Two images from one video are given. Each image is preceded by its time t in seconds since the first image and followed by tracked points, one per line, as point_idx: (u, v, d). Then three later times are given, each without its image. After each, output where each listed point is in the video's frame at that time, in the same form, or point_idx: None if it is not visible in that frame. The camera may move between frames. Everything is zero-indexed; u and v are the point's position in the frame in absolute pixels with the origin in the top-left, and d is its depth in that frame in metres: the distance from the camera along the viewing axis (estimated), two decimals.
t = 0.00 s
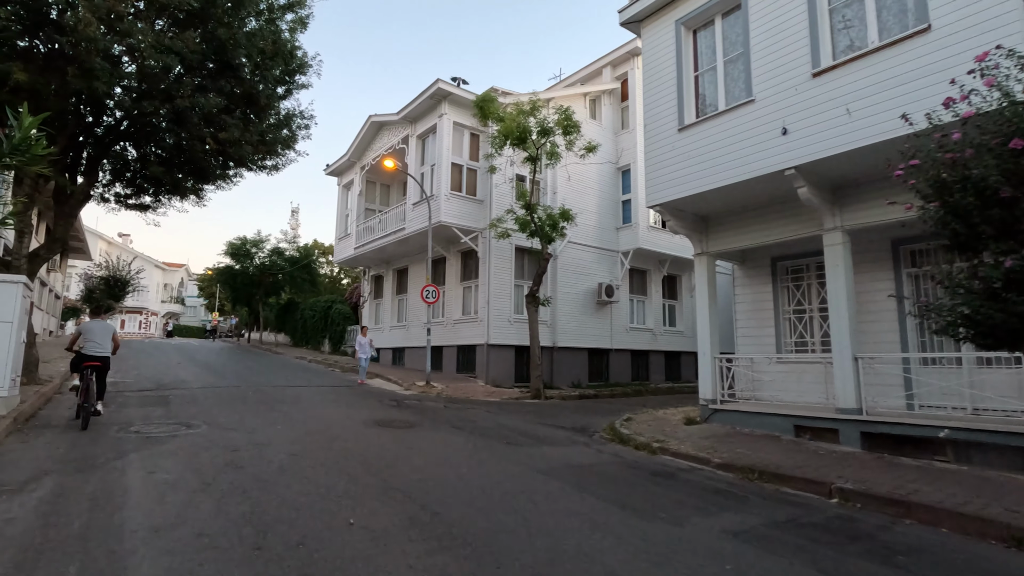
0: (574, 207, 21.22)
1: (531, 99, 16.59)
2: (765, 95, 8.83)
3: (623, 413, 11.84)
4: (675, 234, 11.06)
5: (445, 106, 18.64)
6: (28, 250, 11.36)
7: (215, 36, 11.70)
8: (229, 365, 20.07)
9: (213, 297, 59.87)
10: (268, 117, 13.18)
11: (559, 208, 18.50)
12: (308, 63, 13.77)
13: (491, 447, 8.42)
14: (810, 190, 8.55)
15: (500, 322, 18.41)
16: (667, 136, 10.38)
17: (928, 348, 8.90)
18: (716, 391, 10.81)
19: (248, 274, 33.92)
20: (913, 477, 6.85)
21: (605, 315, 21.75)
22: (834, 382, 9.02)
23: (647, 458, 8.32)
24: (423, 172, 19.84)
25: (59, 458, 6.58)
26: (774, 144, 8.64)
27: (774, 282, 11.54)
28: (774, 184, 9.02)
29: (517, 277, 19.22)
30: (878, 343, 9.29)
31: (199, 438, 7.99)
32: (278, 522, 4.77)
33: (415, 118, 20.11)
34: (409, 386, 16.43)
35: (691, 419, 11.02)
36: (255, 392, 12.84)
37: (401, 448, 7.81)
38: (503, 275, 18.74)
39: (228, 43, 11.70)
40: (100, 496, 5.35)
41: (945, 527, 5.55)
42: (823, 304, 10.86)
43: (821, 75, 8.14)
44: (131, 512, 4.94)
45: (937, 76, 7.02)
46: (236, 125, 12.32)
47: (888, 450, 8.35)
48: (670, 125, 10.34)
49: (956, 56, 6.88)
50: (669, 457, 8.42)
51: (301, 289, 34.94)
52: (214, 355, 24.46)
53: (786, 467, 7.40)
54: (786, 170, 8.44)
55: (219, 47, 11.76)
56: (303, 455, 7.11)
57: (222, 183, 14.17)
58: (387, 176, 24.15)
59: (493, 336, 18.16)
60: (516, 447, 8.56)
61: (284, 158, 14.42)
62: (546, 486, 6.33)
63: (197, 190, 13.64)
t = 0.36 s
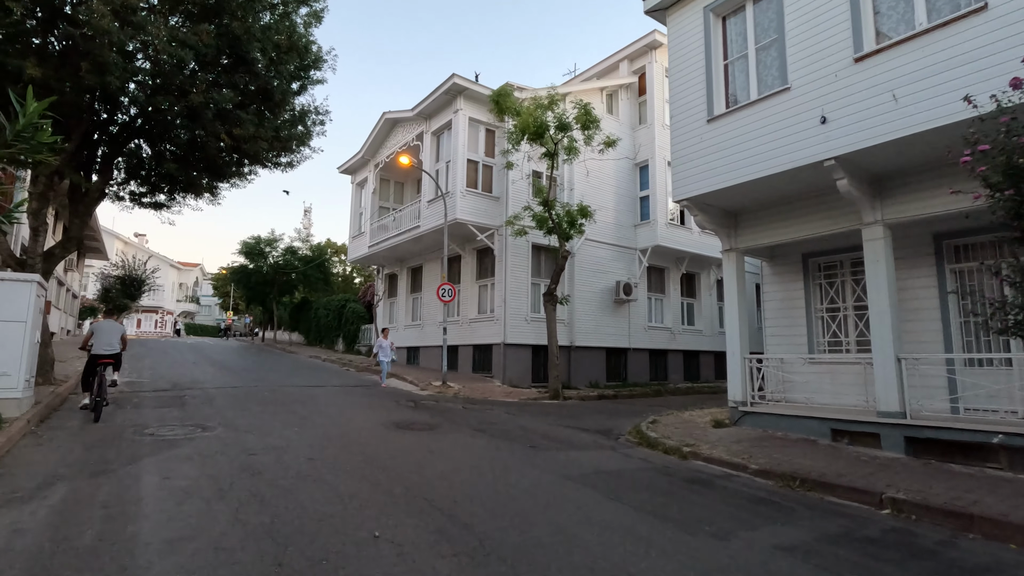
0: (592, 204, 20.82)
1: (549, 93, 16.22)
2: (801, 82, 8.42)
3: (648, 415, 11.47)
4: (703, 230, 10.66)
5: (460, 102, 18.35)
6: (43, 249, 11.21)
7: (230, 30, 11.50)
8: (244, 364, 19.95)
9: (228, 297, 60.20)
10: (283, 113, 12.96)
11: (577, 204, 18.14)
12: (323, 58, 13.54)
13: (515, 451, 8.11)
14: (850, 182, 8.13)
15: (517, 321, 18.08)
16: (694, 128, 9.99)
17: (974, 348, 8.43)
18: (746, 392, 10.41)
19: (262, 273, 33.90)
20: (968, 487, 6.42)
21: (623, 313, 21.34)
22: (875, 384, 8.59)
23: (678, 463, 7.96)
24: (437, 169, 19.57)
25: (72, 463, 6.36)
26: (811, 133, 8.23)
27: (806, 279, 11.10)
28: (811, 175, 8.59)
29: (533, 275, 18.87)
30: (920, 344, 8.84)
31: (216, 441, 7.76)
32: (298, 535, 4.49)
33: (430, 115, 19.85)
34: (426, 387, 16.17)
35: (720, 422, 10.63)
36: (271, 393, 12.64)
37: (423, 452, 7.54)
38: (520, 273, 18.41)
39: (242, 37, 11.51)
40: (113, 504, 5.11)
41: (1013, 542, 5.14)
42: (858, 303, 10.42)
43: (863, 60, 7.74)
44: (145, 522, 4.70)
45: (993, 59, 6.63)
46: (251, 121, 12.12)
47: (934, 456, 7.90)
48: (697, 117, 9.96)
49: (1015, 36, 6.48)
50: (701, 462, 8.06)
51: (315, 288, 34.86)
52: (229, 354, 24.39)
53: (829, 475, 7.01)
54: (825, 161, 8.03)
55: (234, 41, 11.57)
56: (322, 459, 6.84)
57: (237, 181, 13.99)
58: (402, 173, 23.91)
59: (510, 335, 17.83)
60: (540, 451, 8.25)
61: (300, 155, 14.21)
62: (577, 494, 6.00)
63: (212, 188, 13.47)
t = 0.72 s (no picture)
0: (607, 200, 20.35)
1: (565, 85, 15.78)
2: (837, 66, 7.95)
3: (670, 418, 11.02)
4: (728, 224, 10.18)
5: (472, 96, 17.97)
6: (50, 247, 10.96)
7: (237, 21, 11.21)
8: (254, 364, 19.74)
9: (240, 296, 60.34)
10: (292, 107, 12.66)
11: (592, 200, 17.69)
12: (333, 50, 13.21)
13: (535, 457, 7.72)
14: (889, 172, 7.64)
15: (531, 320, 17.68)
16: (720, 118, 9.53)
17: None
18: (775, 394, 9.92)
19: (274, 272, 33.77)
20: None
21: (639, 312, 20.86)
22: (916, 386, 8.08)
23: (707, 470, 7.52)
24: (449, 165, 19.20)
25: (73, 469, 6.07)
26: (849, 120, 7.75)
27: (836, 276, 10.58)
28: (848, 164, 8.10)
29: (547, 273, 18.45)
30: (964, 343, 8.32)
31: (223, 445, 7.45)
32: (307, 552, 4.12)
33: (441, 110, 19.49)
34: (438, 387, 15.82)
35: (746, 425, 10.16)
36: (281, 393, 12.35)
37: (438, 458, 7.16)
38: (534, 270, 18.01)
39: (251, 28, 11.22)
40: (111, 515, 4.79)
41: None
42: (893, 301, 9.88)
43: (907, 40, 7.27)
44: (143, 537, 4.36)
45: None
46: (260, 115, 11.81)
47: (983, 464, 7.39)
48: (723, 106, 9.50)
49: None
50: (732, 469, 7.60)
51: (326, 287, 34.68)
52: (240, 353, 24.22)
53: (873, 484, 6.53)
54: (863, 150, 7.55)
55: (242, 32, 11.28)
56: (334, 467, 6.49)
57: (246, 177, 13.71)
58: (412, 170, 23.57)
59: (523, 334, 17.43)
60: (561, 457, 7.86)
61: (310, 151, 13.92)
62: (605, 505, 5.59)
63: (220, 185, 13.21)
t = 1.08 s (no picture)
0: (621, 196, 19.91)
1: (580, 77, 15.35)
2: (874, 50, 7.52)
3: (692, 422, 10.60)
4: (754, 219, 9.74)
5: (483, 90, 17.58)
6: (54, 245, 10.71)
7: (243, 12, 10.91)
8: (263, 363, 19.51)
9: (251, 296, 60.58)
10: (300, 102, 12.36)
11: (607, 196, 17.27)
12: (341, 42, 12.89)
13: (554, 464, 7.33)
14: (932, 161, 7.18)
15: (544, 319, 17.29)
16: (745, 107, 9.09)
17: None
18: (803, 396, 9.48)
19: (283, 271, 33.61)
20: None
21: (654, 310, 20.41)
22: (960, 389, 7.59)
23: (737, 479, 7.11)
24: (460, 162, 18.84)
25: (70, 477, 5.76)
26: (888, 105, 7.31)
27: (867, 273, 10.11)
28: (886, 153, 7.63)
29: (560, 271, 18.05)
30: (1010, 344, 7.83)
31: (228, 451, 7.13)
32: (314, 575, 3.76)
33: (451, 105, 19.14)
34: (450, 387, 15.50)
35: (772, 429, 9.72)
36: (290, 395, 12.06)
37: (452, 465, 6.80)
38: (546, 269, 17.61)
39: (257, 19, 10.92)
40: (105, 531, 4.45)
41: None
42: (929, 300, 9.37)
43: (952, 20, 6.82)
44: (139, 555, 4.04)
45: None
46: (267, 109, 11.52)
47: None
48: (749, 94, 9.05)
49: None
50: (763, 478, 7.19)
51: (335, 286, 34.48)
52: (249, 353, 24.03)
53: (919, 496, 6.10)
54: (904, 137, 7.10)
55: (249, 23, 11.00)
56: (344, 475, 6.14)
57: (254, 175, 13.45)
58: (422, 167, 23.24)
59: (536, 334, 17.04)
60: (582, 464, 7.47)
61: (318, 147, 13.65)
62: (634, 520, 5.21)
63: (228, 182, 12.96)
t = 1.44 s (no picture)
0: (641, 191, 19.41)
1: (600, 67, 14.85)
2: (925, 27, 7.07)
3: (722, 424, 10.13)
4: (789, 211, 9.24)
5: (500, 84, 17.20)
6: (68, 244, 10.55)
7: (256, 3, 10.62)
8: (279, 363, 19.34)
9: (267, 296, 60.98)
10: (314, 96, 12.08)
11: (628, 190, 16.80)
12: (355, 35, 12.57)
13: (583, 471, 6.93)
14: (991, 144, 6.68)
15: (563, 317, 16.86)
16: (781, 91, 8.64)
17: None
18: (843, 398, 8.97)
19: (298, 270, 33.57)
20: None
21: (675, 308, 19.88)
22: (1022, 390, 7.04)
23: (779, 488, 6.66)
24: (476, 157, 18.49)
25: (77, 485, 5.50)
26: (942, 85, 6.85)
27: (910, 267, 9.55)
28: (938, 136, 7.10)
29: (579, 268, 17.62)
30: None
31: (242, 456, 6.84)
32: None
33: (467, 100, 18.79)
34: (468, 388, 15.15)
35: (810, 432, 9.23)
36: (306, 395, 11.79)
37: (475, 472, 6.44)
38: (565, 266, 17.18)
39: (269, 10, 10.61)
40: (108, 546, 4.14)
41: None
42: (978, 294, 8.79)
43: None
44: (144, 573, 3.74)
45: None
46: (281, 103, 11.21)
47: None
48: (785, 78, 8.60)
49: None
50: (806, 487, 6.73)
51: (350, 285, 34.37)
52: (265, 353, 23.91)
53: (983, 508, 5.60)
54: (962, 119, 6.62)
55: (261, 15, 10.67)
56: (361, 484, 5.80)
57: (268, 171, 13.21)
58: (437, 164, 22.93)
59: (555, 332, 16.63)
60: (612, 471, 7.05)
61: (333, 143, 13.40)
62: (675, 535, 4.80)
63: (242, 180, 12.73)
